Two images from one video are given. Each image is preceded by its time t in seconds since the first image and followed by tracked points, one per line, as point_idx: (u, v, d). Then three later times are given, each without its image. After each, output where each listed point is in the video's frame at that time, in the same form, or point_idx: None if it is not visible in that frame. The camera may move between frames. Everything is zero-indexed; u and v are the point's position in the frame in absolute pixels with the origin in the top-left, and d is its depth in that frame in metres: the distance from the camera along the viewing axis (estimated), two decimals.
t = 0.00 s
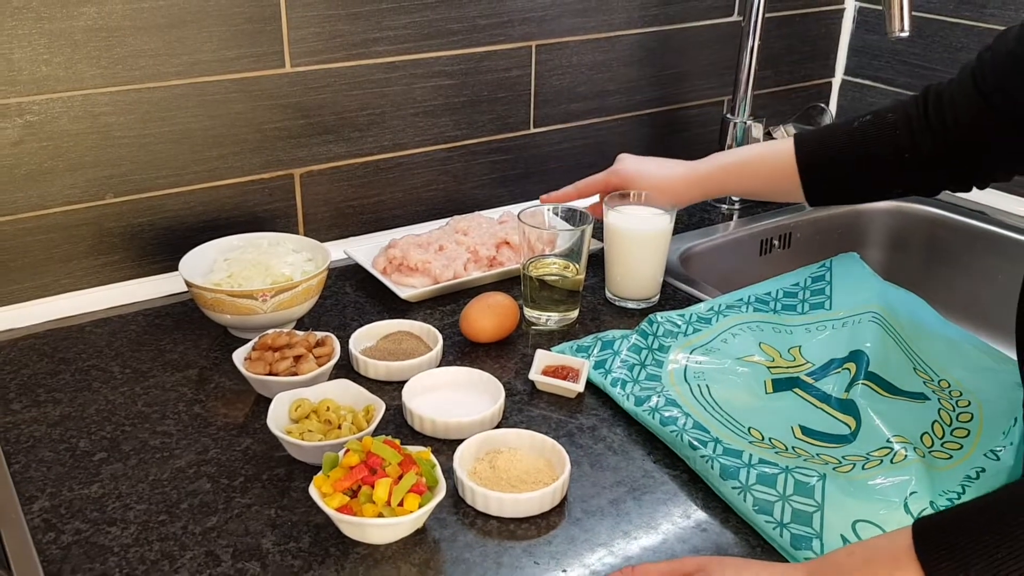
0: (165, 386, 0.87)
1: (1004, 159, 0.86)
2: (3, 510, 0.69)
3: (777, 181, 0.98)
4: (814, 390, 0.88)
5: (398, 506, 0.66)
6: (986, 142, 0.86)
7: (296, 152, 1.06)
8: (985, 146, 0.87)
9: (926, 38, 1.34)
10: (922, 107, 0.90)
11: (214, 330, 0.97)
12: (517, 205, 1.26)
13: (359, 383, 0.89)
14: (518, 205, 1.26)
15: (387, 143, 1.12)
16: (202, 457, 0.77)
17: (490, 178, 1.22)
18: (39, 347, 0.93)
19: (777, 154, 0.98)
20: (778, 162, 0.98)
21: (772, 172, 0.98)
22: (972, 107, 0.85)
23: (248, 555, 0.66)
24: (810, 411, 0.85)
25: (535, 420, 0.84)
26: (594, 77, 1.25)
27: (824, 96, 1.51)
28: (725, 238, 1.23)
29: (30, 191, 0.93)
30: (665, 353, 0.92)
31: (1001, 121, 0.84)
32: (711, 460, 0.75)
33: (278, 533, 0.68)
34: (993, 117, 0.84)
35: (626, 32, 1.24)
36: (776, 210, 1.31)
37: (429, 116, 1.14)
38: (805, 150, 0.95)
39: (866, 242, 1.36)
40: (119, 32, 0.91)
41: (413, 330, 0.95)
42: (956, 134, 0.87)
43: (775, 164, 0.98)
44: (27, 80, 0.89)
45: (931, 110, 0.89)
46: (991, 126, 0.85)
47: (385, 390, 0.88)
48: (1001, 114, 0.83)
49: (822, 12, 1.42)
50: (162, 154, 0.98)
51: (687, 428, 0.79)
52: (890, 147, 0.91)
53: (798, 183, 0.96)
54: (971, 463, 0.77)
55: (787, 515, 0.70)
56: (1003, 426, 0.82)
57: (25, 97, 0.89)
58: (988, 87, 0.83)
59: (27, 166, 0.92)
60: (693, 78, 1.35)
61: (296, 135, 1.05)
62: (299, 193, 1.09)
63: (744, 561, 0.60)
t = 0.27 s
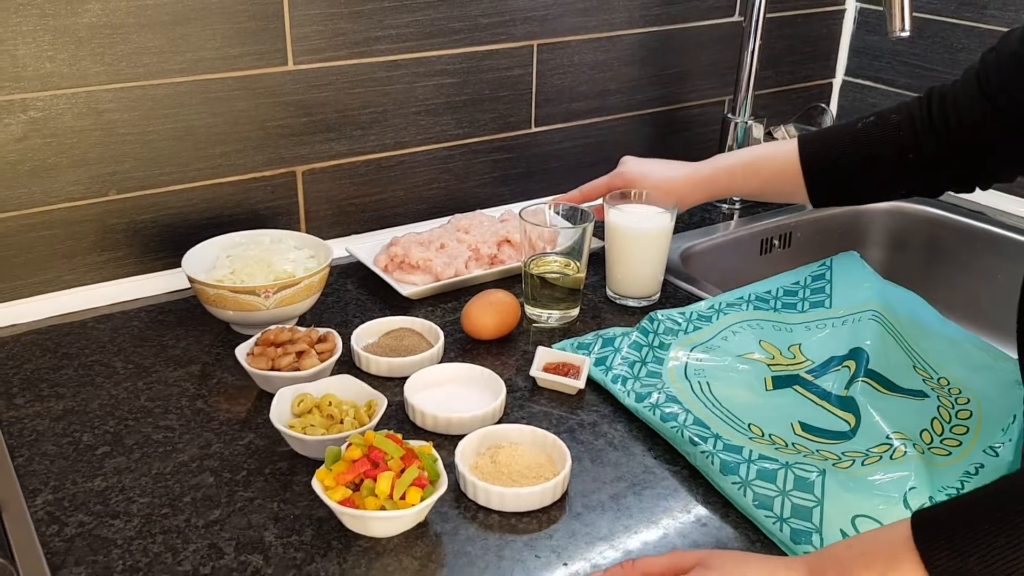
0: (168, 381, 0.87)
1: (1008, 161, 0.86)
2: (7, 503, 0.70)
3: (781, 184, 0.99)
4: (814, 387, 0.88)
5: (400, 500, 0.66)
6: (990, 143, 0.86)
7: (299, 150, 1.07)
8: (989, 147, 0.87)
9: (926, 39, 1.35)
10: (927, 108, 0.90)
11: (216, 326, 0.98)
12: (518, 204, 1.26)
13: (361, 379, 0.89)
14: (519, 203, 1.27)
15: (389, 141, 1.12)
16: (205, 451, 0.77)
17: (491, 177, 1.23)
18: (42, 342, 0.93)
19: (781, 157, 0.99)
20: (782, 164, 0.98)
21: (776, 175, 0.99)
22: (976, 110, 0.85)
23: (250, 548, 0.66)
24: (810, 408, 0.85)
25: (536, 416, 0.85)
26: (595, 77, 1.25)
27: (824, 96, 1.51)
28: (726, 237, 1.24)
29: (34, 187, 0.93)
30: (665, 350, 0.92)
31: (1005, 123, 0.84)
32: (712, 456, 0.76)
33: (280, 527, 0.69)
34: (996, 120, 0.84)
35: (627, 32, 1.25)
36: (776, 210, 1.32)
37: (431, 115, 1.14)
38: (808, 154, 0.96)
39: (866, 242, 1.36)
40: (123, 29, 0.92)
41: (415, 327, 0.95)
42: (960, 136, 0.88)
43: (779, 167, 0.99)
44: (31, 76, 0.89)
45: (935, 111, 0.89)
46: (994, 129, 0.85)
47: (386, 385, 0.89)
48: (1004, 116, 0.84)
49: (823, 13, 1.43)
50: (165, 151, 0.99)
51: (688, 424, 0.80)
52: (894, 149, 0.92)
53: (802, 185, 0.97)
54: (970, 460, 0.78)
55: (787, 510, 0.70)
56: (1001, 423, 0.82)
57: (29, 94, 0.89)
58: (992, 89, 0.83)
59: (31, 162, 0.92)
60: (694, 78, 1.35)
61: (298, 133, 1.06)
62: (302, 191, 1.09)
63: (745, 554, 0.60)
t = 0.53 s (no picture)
0: (169, 379, 0.87)
1: (1008, 160, 0.87)
2: (9, 499, 0.70)
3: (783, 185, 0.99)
4: (815, 386, 0.88)
5: (401, 497, 0.67)
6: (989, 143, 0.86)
7: (300, 149, 1.07)
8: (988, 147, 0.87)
9: (927, 40, 1.35)
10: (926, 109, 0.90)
11: (218, 325, 0.98)
12: (519, 203, 1.27)
13: (362, 377, 0.89)
14: (520, 203, 1.27)
15: (390, 141, 1.12)
16: (207, 448, 0.77)
17: (492, 176, 1.23)
18: (44, 340, 0.93)
19: (781, 157, 0.99)
20: (782, 165, 0.98)
21: (775, 176, 0.99)
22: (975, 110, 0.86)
23: (252, 544, 0.66)
24: (810, 406, 0.85)
25: (537, 414, 0.85)
26: (596, 77, 1.25)
27: (825, 97, 1.51)
28: (726, 237, 1.24)
29: (37, 185, 0.93)
30: (666, 349, 0.93)
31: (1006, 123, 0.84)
32: (713, 454, 0.76)
33: (282, 523, 0.69)
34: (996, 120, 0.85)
35: (628, 32, 1.25)
36: (777, 210, 1.32)
37: (432, 114, 1.14)
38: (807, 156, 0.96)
39: (866, 242, 1.36)
40: (126, 28, 0.92)
41: (416, 325, 0.95)
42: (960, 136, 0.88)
43: (779, 168, 0.98)
44: (34, 74, 0.89)
45: (934, 111, 0.89)
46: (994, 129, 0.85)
47: (387, 384, 0.89)
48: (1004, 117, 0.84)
49: (824, 14, 1.43)
50: (167, 150, 0.99)
51: (689, 422, 0.80)
52: (892, 150, 0.92)
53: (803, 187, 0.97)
54: (970, 457, 0.78)
55: (787, 508, 0.70)
56: (1001, 421, 0.83)
57: (33, 92, 0.90)
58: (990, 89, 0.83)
59: (34, 160, 0.92)
60: (695, 79, 1.36)
61: (300, 132, 1.06)
62: (303, 190, 1.09)
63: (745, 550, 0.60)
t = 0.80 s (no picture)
0: (170, 380, 0.87)
1: (1008, 165, 0.86)
2: (11, 500, 0.70)
3: (781, 189, 0.99)
4: (814, 386, 0.88)
5: (402, 497, 0.67)
6: (987, 147, 0.86)
7: (300, 150, 1.07)
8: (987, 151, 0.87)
9: (926, 41, 1.35)
10: (926, 113, 0.90)
11: (219, 325, 0.98)
12: (519, 204, 1.27)
13: (363, 378, 0.89)
14: (520, 204, 1.27)
15: (390, 142, 1.13)
16: (208, 449, 0.77)
17: (493, 178, 1.23)
18: (46, 341, 0.93)
19: (780, 162, 0.99)
20: (780, 169, 0.99)
21: (774, 180, 0.99)
22: (973, 114, 0.86)
23: (253, 545, 0.67)
24: (810, 407, 0.85)
25: (537, 415, 0.85)
26: (596, 78, 1.25)
27: (825, 98, 1.51)
28: (726, 238, 1.24)
29: (38, 186, 0.93)
30: (666, 350, 0.93)
31: (1004, 127, 0.84)
32: (712, 454, 0.76)
33: (283, 524, 0.69)
34: (993, 124, 0.84)
35: (628, 34, 1.25)
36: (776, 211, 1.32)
37: (433, 116, 1.14)
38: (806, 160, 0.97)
39: (866, 243, 1.36)
40: (127, 30, 0.92)
41: (417, 326, 0.95)
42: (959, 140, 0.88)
43: (778, 172, 0.99)
44: (35, 76, 0.89)
45: (934, 115, 0.90)
46: (992, 134, 0.85)
47: (388, 384, 0.89)
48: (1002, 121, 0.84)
49: (824, 15, 1.43)
50: (168, 151, 0.99)
51: (688, 423, 0.80)
52: (892, 154, 0.92)
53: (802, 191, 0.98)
54: (969, 458, 0.78)
55: (787, 508, 0.70)
56: (1001, 422, 0.83)
57: (34, 94, 0.90)
58: (988, 93, 0.84)
59: (35, 161, 0.92)
60: (695, 80, 1.36)
61: (301, 133, 1.06)
62: (304, 191, 1.10)
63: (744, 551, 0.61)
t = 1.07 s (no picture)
0: (168, 379, 0.88)
1: (1005, 166, 0.86)
2: (8, 498, 0.70)
3: (780, 190, 0.99)
4: (811, 386, 0.89)
5: (398, 496, 0.67)
6: (984, 149, 0.86)
7: (298, 150, 1.07)
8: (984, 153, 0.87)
9: (924, 42, 1.35)
10: (923, 113, 0.91)
11: (217, 325, 0.98)
12: (517, 205, 1.27)
13: (361, 377, 0.90)
14: (518, 205, 1.27)
15: (388, 142, 1.13)
16: (205, 448, 0.78)
17: (491, 178, 1.23)
18: (44, 341, 0.94)
19: (778, 163, 0.99)
20: (779, 171, 0.98)
21: (772, 181, 0.99)
22: (970, 115, 0.86)
23: (250, 543, 0.67)
24: (806, 407, 0.85)
25: (534, 415, 0.85)
26: (594, 79, 1.26)
27: (822, 99, 1.52)
28: (723, 239, 1.25)
29: (37, 185, 0.94)
30: (663, 350, 0.93)
31: (1001, 129, 0.84)
32: (708, 454, 0.76)
33: (280, 522, 0.69)
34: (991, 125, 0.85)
35: (626, 34, 1.25)
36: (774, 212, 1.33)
37: (431, 116, 1.15)
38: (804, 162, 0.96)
39: (863, 244, 1.37)
40: (125, 29, 0.92)
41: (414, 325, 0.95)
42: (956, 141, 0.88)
43: (776, 174, 0.99)
44: (34, 75, 0.90)
45: (931, 116, 0.90)
46: (989, 135, 0.85)
47: (385, 384, 0.89)
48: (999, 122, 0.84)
49: (822, 17, 1.43)
50: (166, 151, 0.99)
51: (684, 422, 0.80)
52: (889, 154, 0.92)
53: (801, 193, 0.97)
54: (964, 459, 0.79)
55: (782, 507, 0.71)
56: (996, 423, 0.83)
57: (33, 93, 0.90)
58: (985, 94, 0.84)
59: (34, 160, 0.93)
60: (693, 81, 1.36)
61: (299, 133, 1.07)
62: (302, 191, 1.10)
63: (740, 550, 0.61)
